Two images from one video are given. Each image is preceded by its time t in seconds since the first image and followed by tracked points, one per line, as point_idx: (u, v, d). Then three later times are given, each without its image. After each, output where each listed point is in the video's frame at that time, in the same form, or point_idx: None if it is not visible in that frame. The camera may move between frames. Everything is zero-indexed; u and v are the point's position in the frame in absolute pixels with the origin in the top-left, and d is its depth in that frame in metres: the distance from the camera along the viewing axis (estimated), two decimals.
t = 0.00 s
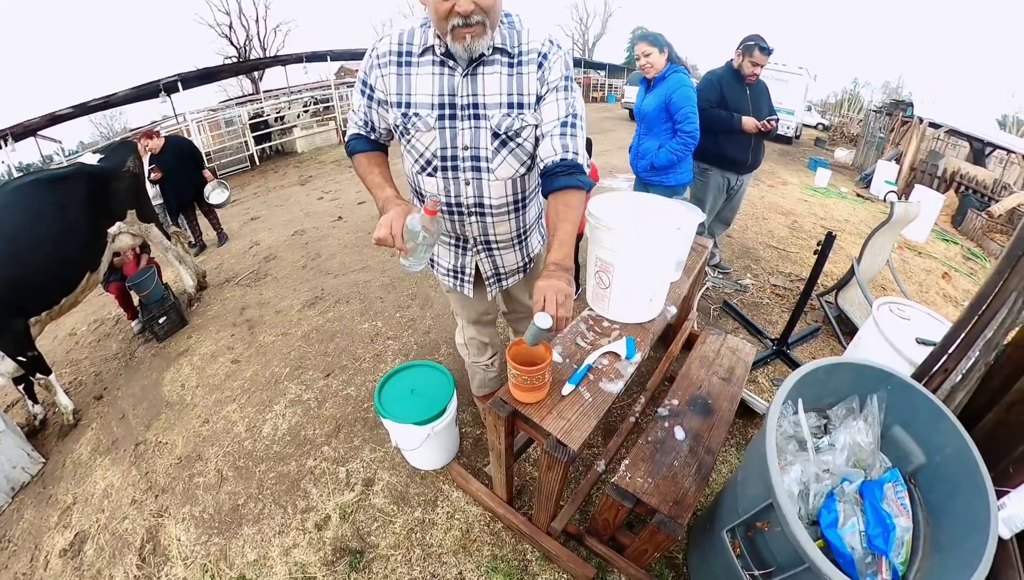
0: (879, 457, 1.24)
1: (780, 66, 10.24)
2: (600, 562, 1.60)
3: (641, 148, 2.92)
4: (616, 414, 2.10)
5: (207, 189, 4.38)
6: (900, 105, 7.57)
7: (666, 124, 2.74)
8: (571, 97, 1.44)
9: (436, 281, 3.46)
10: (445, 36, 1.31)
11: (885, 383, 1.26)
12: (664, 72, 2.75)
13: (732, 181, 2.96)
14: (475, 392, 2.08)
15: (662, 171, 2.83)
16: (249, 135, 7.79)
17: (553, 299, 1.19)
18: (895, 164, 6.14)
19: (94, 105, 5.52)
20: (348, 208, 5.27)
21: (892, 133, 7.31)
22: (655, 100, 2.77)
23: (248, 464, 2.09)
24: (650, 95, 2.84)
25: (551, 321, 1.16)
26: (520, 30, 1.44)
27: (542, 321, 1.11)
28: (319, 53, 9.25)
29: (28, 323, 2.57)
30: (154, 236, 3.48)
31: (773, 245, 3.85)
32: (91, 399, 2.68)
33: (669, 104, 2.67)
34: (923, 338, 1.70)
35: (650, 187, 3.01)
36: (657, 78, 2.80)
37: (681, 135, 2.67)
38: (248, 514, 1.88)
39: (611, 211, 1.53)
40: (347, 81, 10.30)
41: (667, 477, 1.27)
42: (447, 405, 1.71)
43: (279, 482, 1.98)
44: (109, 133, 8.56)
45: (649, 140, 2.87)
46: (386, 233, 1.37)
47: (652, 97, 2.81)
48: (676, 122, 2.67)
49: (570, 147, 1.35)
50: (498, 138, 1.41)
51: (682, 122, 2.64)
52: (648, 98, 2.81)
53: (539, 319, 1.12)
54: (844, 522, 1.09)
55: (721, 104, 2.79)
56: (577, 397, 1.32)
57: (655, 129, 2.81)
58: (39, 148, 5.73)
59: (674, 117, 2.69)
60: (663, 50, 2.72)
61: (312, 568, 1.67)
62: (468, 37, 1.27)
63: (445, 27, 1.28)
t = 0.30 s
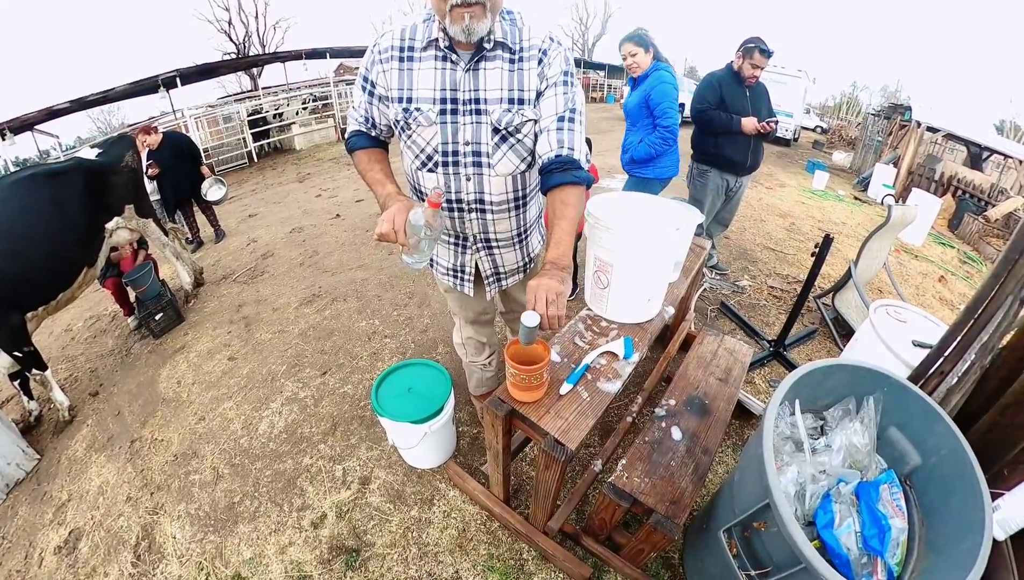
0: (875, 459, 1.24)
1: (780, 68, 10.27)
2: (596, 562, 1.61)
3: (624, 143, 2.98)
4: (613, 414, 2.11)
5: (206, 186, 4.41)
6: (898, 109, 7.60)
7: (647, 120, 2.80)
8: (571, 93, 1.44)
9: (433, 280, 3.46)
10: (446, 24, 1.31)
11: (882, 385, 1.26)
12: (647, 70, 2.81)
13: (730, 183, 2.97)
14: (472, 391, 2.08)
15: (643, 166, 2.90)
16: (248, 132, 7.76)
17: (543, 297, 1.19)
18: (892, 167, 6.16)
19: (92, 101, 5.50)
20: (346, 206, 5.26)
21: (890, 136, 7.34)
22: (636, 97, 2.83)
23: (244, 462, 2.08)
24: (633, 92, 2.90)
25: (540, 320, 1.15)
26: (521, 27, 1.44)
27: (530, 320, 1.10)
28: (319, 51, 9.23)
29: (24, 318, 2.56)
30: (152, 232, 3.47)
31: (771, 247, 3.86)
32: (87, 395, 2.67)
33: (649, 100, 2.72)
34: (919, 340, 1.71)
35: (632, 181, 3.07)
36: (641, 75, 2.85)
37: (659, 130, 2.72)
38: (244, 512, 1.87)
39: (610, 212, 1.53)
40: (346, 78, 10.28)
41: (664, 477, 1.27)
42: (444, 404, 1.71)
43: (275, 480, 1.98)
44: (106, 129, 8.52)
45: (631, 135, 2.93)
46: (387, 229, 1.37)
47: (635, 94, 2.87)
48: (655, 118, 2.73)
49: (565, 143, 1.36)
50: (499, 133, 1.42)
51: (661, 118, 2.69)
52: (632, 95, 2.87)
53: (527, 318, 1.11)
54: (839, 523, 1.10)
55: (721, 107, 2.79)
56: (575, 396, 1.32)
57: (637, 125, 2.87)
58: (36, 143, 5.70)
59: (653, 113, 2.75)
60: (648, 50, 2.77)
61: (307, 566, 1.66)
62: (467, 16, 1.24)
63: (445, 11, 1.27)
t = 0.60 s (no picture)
0: (876, 460, 1.24)
1: (780, 70, 10.29)
2: (597, 564, 1.61)
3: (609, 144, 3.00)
4: (614, 416, 2.10)
5: (206, 187, 4.33)
6: (898, 110, 7.60)
7: (629, 123, 2.81)
8: (571, 93, 1.44)
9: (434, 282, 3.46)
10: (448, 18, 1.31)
11: (883, 386, 1.26)
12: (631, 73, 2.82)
13: (731, 185, 2.97)
14: (473, 393, 2.08)
15: (625, 167, 2.91)
16: (249, 134, 7.77)
17: (541, 297, 1.20)
18: (892, 168, 6.17)
19: (93, 102, 5.51)
20: (347, 208, 5.27)
21: (890, 138, 7.35)
22: (619, 99, 2.85)
23: (245, 464, 2.08)
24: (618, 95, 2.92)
25: (537, 319, 1.17)
26: (523, 28, 1.44)
27: (526, 319, 1.11)
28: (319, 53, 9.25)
29: (25, 319, 2.56)
30: (153, 233, 3.47)
31: (771, 249, 3.86)
32: (88, 397, 2.67)
33: (630, 103, 2.74)
34: (920, 342, 1.71)
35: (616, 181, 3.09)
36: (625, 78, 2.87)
37: (640, 132, 2.73)
38: (245, 514, 1.87)
39: (611, 214, 1.53)
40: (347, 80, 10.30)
41: (665, 479, 1.27)
42: (446, 406, 1.71)
43: (276, 482, 1.98)
44: (107, 131, 8.53)
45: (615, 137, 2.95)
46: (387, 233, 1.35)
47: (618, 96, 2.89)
48: (636, 120, 2.74)
49: (564, 144, 1.38)
50: (500, 132, 1.43)
51: (642, 120, 2.70)
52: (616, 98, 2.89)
53: (524, 318, 1.12)
54: (840, 524, 1.10)
55: (721, 109, 2.80)
56: (576, 398, 1.32)
57: (620, 127, 2.89)
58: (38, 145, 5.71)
59: (634, 115, 2.75)
60: (632, 54, 2.78)
61: (308, 569, 1.66)
62: (470, 12, 1.26)
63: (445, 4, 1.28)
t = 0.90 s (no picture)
0: (879, 460, 1.24)
1: (781, 70, 10.28)
2: (599, 565, 1.60)
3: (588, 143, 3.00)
4: (616, 417, 2.10)
5: (209, 189, 4.33)
6: (901, 110, 7.59)
7: (608, 123, 2.82)
8: (575, 93, 1.46)
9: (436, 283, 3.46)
10: (459, 28, 1.32)
11: (885, 386, 1.26)
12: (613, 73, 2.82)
13: (733, 185, 2.96)
14: (475, 394, 2.08)
15: (604, 168, 2.91)
16: (251, 135, 7.79)
17: (549, 293, 1.21)
18: (894, 168, 6.16)
19: (96, 103, 5.53)
20: (349, 209, 5.28)
21: (892, 138, 7.33)
22: (601, 100, 2.85)
23: (248, 464, 2.09)
24: (599, 94, 2.92)
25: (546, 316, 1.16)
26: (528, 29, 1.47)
27: (537, 316, 1.11)
28: (321, 54, 9.27)
29: (29, 319, 2.57)
30: (156, 234, 3.48)
31: (773, 249, 3.86)
32: (90, 397, 2.68)
33: (611, 104, 2.75)
34: (923, 342, 1.70)
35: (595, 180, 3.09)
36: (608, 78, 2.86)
37: (620, 134, 2.74)
38: (247, 514, 1.87)
39: (614, 215, 1.53)
40: (349, 81, 10.31)
41: (667, 480, 1.27)
42: (448, 407, 1.71)
43: (278, 483, 1.98)
44: (110, 132, 8.57)
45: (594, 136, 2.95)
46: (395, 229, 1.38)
47: (600, 97, 2.89)
48: (616, 121, 2.75)
49: (567, 144, 1.40)
50: (505, 129, 1.43)
51: (622, 122, 2.71)
52: (597, 97, 2.88)
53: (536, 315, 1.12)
54: (843, 525, 1.09)
55: (722, 109, 2.80)
56: (578, 399, 1.32)
57: (600, 128, 2.89)
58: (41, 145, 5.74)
59: (614, 116, 2.76)
60: (617, 54, 2.77)
61: (311, 569, 1.67)
62: (485, 28, 1.29)
63: (462, 15, 1.27)
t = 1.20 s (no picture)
0: (879, 462, 1.24)
1: (781, 72, 10.31)
2: (599, 567, 1.60)
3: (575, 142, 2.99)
4: (616, 419, 2.10)
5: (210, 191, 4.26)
6: (900, 111, 7.60)
7: (597, 123, 2.81)
8: (577, 99, 1.49)
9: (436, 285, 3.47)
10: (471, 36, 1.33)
11: (885, 389, 1.26)
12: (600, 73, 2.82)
13: (732, 187, 2.97)
14: (475, 396, 2.08)
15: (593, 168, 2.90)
16: (251, 137, 7.80)
17: (552, 292, 1.22)
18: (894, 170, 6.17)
19: (97, 105, 5.54)
20: (350, 212, 5.28)
21: (892, 139, 7.35)
22: (589, 100, 2.83)
23: (248, 466, 2.09)
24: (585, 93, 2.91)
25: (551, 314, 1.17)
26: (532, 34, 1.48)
27: (542, 313, 1.12)
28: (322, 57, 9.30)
29: (30, 320, 2.57)
30: (157, 235, 3.49)
31: (773, 251, 3.86)
32: (91, 399, 2.68)
33: (601, 104, 2.74)
34: (923, 343, 1.70)
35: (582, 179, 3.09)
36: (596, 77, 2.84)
37: (610, 134, 2.75)
38: (248, 516, 1.88)
39: (615, 218, 1.53)
40: (350, 84, 10.34)
41: (668, 482, 1.27)
42: (449, 409, 1.72)
43: (278, 485, 1.98)
44: (111, 134, 8.59)
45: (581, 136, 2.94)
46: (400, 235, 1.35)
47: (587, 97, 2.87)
48: (606, 121, 2.75)
49: (570, 149, 1.44)
50: (509, 133, 1.44)
51: (613, 123, 2.73)
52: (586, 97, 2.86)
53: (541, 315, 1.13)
54: (843, 526, 1.09)
55: (721, 110, 2.80)
56: (579, 401, 1.32)
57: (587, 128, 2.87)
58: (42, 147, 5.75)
59: (604, 116, 2.76)
60: (606, 55, 2.78)
61: (311, 571, 1.67)
62: (495, 36, 1.30)
63: (472, 21, 1.29)
